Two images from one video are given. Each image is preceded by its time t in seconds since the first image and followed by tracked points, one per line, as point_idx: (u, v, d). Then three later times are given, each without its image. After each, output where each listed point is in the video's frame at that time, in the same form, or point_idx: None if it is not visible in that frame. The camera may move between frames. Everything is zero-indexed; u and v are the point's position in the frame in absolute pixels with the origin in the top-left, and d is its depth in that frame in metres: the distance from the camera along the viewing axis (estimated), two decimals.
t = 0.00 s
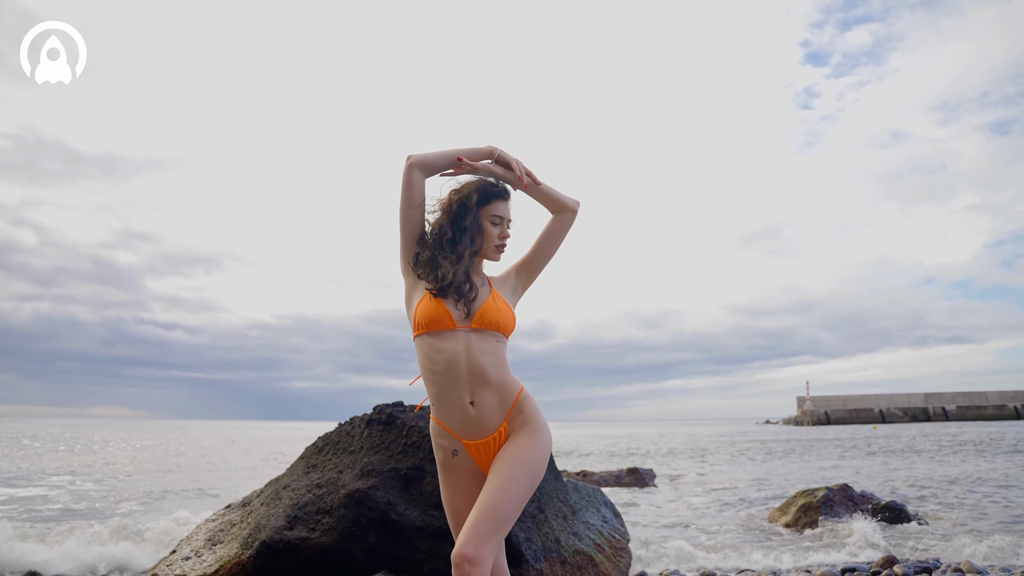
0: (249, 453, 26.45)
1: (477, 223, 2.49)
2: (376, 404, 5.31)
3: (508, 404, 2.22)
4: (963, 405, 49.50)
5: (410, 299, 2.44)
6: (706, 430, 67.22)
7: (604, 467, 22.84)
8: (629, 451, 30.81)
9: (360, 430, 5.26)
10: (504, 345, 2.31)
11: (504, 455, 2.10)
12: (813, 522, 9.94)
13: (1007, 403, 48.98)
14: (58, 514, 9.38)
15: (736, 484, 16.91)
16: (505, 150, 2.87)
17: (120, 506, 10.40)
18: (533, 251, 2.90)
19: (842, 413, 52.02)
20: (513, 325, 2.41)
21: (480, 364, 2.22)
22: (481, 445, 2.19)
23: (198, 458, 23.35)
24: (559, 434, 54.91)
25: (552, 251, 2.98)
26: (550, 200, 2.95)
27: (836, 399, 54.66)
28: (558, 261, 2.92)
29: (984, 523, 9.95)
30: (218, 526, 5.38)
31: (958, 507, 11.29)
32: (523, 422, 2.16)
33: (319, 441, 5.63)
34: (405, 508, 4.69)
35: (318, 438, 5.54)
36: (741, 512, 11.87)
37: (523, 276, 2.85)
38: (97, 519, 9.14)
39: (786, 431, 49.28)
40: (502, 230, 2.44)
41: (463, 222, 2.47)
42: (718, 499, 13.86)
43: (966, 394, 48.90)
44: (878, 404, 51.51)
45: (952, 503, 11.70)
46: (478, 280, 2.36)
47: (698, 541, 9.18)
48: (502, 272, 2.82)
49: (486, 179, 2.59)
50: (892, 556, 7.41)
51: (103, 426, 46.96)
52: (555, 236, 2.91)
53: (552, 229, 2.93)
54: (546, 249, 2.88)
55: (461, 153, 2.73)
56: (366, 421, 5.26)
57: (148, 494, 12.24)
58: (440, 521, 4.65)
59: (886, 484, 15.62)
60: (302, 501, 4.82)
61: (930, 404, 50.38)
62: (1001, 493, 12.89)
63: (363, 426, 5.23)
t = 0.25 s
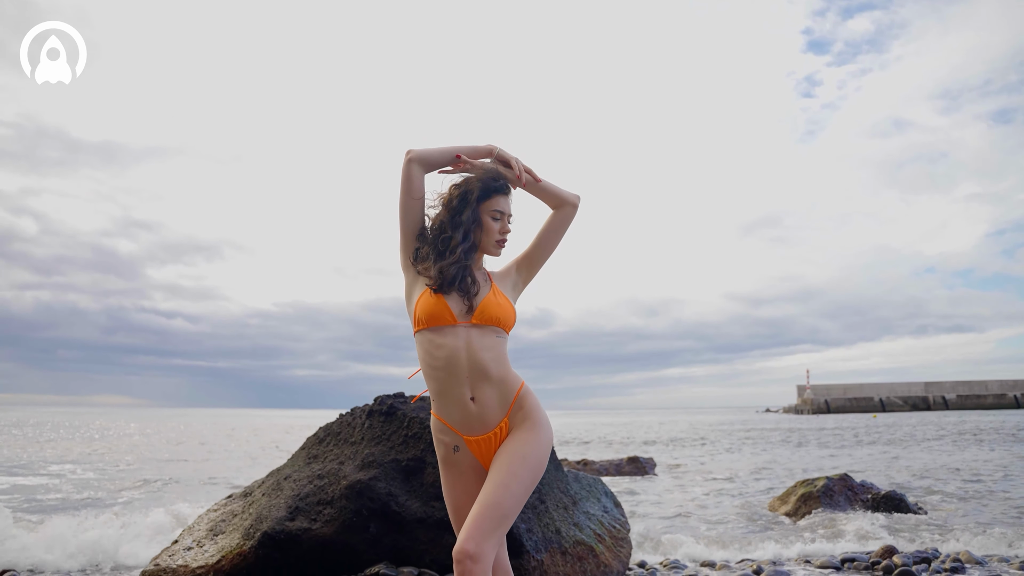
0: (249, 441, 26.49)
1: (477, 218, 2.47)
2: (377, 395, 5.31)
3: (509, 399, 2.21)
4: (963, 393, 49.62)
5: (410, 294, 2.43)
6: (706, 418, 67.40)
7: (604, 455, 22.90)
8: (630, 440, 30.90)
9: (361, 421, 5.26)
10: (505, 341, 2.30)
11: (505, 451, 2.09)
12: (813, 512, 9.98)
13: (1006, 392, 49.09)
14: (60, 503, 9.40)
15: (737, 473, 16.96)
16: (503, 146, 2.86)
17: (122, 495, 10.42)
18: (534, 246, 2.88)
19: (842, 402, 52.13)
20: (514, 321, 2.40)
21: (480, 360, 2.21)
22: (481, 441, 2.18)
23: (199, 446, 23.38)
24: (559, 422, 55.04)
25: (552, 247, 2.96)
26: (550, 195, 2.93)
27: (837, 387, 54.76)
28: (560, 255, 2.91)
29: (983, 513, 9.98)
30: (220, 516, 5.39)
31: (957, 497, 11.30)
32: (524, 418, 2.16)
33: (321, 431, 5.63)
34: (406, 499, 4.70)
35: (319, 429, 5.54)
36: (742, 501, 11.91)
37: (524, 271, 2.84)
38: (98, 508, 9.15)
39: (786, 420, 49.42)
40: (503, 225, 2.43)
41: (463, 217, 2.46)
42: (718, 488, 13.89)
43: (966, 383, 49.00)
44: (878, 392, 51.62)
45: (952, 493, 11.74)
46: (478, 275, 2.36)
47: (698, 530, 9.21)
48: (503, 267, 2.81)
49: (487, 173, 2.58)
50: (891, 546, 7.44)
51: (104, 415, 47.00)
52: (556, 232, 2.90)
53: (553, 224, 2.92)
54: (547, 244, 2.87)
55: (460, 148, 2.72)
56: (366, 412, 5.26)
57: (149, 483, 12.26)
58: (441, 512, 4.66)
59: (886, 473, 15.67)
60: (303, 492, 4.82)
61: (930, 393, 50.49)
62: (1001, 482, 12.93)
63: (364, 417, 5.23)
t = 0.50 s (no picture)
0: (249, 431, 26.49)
1: (477, 214, 2.46)
2: (378, 387, 5.30)
3: (509, 394, 2.20)
4: (963, 384, 49.73)
5: (409, 291, 2.42)
6: (706, 408, 67.54)
7: (604, 446, 22.94)
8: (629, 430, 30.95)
9: (361, 413, 5.26)
10: (505, 336, 2.29)
11: (505, 447, 2.09)
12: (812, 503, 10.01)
13: (1006, 383, 49.18)
14: (60, 493, 9.40)
15: (736, 463, 16.99)
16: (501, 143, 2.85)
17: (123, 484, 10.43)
18: (534, 241, 2.86)
19: (841, 392, 52.22)
20: (514, 317, 2.38)
21: (480, 355, 2.20)
22: (481, 437, 2.17)
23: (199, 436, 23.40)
24: (560, 412, 55.15)
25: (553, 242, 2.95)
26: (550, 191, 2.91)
27: (836, 378, 54.84)
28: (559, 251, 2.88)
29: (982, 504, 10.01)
30: (220, 507, 5.40)
31: (956, 488, 11.33)
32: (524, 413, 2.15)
33: (321, 423, 5.63)
34: (407, 491, 4.70)
35: (320, 420, 5.54)
36: (741, 491, 11.93)
37: (524, 266, 2.82)
38: (99, 498, 9.16)
39: (785, 410, 49.54)
40: (503, 219, 2.41)
41: (463, 212, 2.44)
42: (717, 478, 13.92)
43: (966, 374, 49.07)
44: (878, 383, 51.71)
45: (951, 484, 11.77)
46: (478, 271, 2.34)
47: (697, 521, 9.24)
48: (503, 262, 2.79)
49: (487, 167, 2.56)
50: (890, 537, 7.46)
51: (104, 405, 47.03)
52: (555, 228, 2.89)
53: (553, 220, 2.91)
54: (546, 239, 2.85)
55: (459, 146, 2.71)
56: (367, 403, 5.25)
57: (150, 473, 12.26)
58: (441, 504, 4.67)
59: (885, 464, 15.71)
60: (304, 483, 4.83)
61: (930, 384, 50.58)
62: (999, 473, 12.96)
63: (365, 409, 5.22)
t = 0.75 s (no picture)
0: (250, 418, 26.53)
1: (477, 209, 2.44)
2: (379, 376, 5.30)
3: (510, 389, 2.19)
4: (962, 373, 49.80)
5: (409, 286, 2.41)
6: (705, 397, 67.69)
7: (603, 433, 23.00)
8: (629, 418, 31.03)
9: (361, 402, 5.26)
10: (505, 331, 2.28)
11: (505, 443, 2.09)
12: (811, 492, 10.05)
13: (1005, 372, 49.26)
14: (61, 480, 9.43)
15: (735, 452, 17.04)
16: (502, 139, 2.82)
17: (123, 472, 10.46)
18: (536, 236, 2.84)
19: (841, 381, 52.32)
20: (515, 312, 2.37)
21: (480, 351, 2.19)
22: (482, 432, 2.17)
23: (200, 423, 23.44)
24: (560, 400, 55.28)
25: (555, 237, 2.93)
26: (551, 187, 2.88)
27: (836, 367, 54.91)
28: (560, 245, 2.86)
29: (981, 494, 10.04)
30: (221, 496, 5.42)
31: (954, 477, 11.38)
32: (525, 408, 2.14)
33: (321, 412, 5.64)
34: (407, 481, 4.71)
35: (320, 409, 5.54)
36: (740, 480, 11.97)
37: (526, 261, 2.80)
38: (100, 485, 9.19)
39: (785, 399, 49.65)
40: (503, 214, 2.38)
41: (463, 208, 2.42)
42: (717, 467, 13.96)
43: (965, 363, 49.15)
44: (878, 372, 51.79)
45: (950, 473, 11.81)
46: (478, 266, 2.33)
47: (696, 510, 9.27)
48: (503, 258, 2.77)
49: (488, 162, 2.54)
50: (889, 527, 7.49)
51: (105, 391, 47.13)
52: (557, 223, 2.87)
53: (553, 216, 2.90)
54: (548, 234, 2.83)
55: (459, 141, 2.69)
56: (367, 393, 5.25)
57: (150, 460, 12.30)
58: (441, 494, 4.68)
59: (884, 453, 15.75)
60: (304, 473, 4.84)
61: (930, 373, 50.65)
62: (998, 463, 13.00)
63: (365, 399, 5.22)
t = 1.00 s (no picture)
0: (250, 403, 26.59)
1: (478, 203, 2.42)
2: (379, 365, 5.29)
3: (510, 384, 2.19)
4: (962, 362, 49.88)
5: (409, 280, 2.39)
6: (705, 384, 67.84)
7: (603, 420, 23.05)
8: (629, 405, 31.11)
9: (362, 391, 5.26)
10: (505, 326, 2.27)
11: (505, 438, 2.08)
12: (810, 481, 10.08)
13: (1005, 361, 49.34)
14: (62, 466, 9.46)
15: (735, 440, 17.10)
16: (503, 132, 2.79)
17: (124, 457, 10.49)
18: (537, 230, 2.81)
19: (841, 369, 52.42)
20: (515, 306, 2.35)
21: (481, 345, 2.18)
22: (482, 427, 2.16)
23: (200, 408, 23.49)
24: (560, 386, 55.41)
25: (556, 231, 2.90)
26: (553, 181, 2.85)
27: (836, 354, 54.98)
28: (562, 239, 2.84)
29: (980, 483, 10.07)
30: (222, 483, 5.43)
31: (951, 466, 11.42)
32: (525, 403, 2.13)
33: (322, 401, 5.64)
34: (407, 470, 4.72)
35: (321, 397, 5.54)
36: (739, 468, 12.01)
37: (526, 256, 2.78)
38: (100, 470, 9.22)
39: (785, 387, 49.77)
40: (504, 208, 2.36)
41: (464, 201, 2.40)
42: (716, 455, 13.99)
43: (965, 352, 49.22)
44: (877, 360, 51.87)
45: (948, 463, 11.84)
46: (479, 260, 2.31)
47: (695, 498, 9.30)
48: (504, 252, 2.75)
49: (489, 155, 2.51)
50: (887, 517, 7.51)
51: (106, 376, 47.21)
52: (558, 217, 2.85)
53: (555, 210, 2.87)
54: (549, 228, 2.80)
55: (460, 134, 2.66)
56: (368, 382, 5.25)
57: (151, 446, 12.33)
58: (441, 483, 4.68)
59: (883, 442, 15.80)
60: (305, 461, 4.84)
61: (930, 361, 50.73)
62: (996, 452, 13.04)
63: (365, 387, 5.22)
